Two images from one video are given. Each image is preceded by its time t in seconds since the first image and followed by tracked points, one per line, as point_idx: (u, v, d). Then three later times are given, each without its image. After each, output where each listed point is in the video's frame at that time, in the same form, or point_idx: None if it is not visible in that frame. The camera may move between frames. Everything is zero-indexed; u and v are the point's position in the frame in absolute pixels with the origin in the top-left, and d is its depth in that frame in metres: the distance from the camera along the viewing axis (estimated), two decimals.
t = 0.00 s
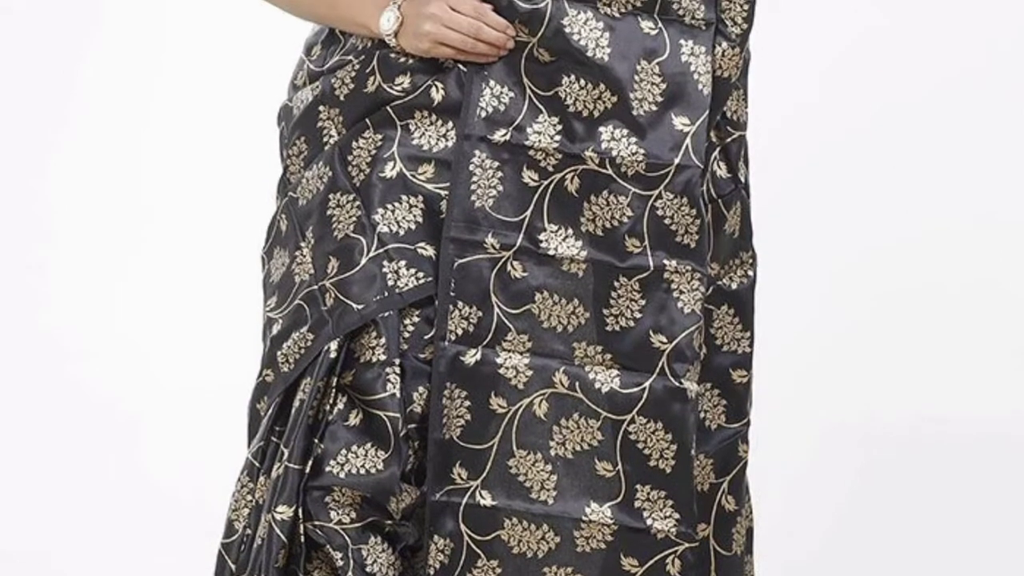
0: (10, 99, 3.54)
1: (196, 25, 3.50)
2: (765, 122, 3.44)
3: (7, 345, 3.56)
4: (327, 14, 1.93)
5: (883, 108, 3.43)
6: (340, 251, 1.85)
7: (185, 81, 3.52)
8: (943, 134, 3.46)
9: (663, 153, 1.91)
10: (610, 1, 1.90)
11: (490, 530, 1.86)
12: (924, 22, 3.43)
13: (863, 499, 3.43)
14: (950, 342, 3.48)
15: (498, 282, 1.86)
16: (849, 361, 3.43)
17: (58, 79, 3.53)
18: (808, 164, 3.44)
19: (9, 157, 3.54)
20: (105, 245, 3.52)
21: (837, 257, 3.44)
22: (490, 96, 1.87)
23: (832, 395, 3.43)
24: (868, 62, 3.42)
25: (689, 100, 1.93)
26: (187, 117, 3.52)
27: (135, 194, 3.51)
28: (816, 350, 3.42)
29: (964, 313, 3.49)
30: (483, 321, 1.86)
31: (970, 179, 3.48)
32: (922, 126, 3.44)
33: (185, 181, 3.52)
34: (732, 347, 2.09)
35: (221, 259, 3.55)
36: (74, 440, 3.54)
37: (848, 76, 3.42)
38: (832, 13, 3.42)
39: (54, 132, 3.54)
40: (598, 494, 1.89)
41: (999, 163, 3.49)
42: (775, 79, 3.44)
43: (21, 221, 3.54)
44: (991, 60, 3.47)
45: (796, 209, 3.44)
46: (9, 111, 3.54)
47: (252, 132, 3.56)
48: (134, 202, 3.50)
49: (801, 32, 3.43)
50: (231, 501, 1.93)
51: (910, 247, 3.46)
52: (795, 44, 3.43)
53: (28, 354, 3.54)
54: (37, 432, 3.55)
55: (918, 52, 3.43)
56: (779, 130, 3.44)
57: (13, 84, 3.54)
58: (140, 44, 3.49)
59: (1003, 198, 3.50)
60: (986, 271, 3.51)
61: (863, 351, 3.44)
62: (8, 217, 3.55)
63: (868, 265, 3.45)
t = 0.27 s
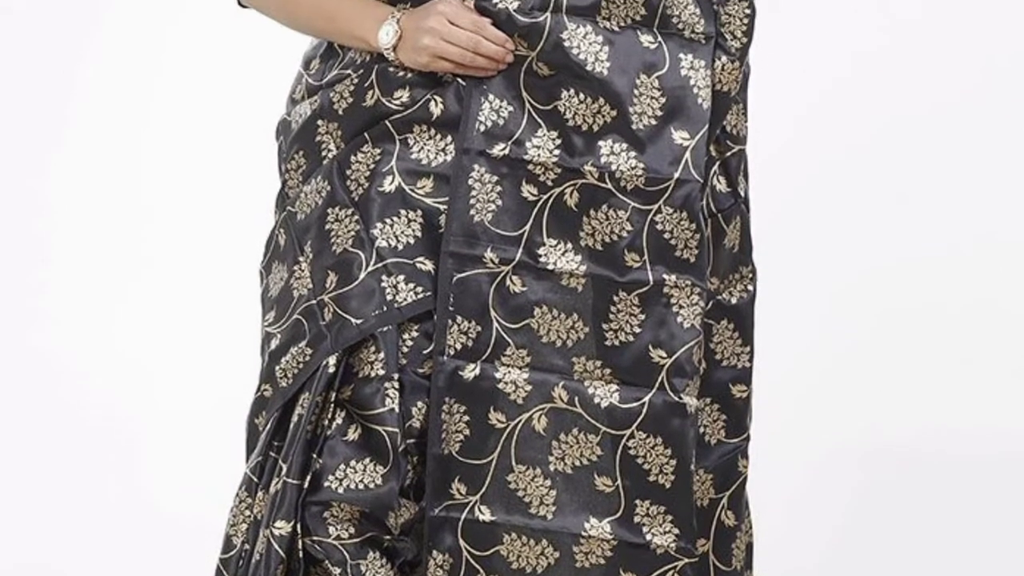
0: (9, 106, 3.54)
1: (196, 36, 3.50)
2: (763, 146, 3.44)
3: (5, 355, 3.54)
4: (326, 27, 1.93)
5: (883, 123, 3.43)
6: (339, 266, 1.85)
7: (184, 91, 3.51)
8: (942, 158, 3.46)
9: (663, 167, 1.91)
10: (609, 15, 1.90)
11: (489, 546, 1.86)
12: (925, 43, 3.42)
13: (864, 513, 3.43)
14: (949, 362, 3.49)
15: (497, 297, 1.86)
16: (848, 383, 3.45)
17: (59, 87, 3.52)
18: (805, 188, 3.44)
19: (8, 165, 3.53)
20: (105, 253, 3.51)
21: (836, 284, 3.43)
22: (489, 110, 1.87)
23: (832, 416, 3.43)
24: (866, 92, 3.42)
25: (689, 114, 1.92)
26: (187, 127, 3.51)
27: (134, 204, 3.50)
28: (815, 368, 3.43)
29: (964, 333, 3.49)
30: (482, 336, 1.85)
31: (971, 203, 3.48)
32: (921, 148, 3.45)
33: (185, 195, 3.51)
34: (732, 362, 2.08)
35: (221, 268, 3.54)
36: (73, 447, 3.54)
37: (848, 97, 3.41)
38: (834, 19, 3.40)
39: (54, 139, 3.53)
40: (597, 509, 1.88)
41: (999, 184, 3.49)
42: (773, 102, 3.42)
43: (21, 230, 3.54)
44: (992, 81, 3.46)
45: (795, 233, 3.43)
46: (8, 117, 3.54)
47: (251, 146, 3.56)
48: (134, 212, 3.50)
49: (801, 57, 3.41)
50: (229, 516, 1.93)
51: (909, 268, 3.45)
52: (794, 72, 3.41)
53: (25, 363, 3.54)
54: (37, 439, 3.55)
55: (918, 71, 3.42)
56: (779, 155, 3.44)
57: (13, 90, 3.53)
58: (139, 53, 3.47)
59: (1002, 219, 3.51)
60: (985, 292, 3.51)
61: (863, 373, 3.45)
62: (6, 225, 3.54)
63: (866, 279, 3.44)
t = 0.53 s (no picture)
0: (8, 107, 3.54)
1: (199, 44, 3.49)
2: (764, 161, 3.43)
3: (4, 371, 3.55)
4: (324, 41, 1.92)
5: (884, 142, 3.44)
6: (337, 280, 1.84)
7: (184, 98, 3.50)
8: (944, 179, 3.47)
9: (662, 182, 1.90)
10: (608, 29, 1.89)
11: (488, 561, 1.85)
12: (921, 58, 3.44)
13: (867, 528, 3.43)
14: (950, 381, 3.48)
15: (496, 311, 1.85)
16: (850, 398, 3.43)
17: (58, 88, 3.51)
18: (808, 205, 3.42)
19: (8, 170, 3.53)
20: (103, 268, 3.51)
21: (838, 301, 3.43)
22: (488, 124, 1.86)
23: (833, 431, 3.42)
24: (865, 112, 3.42)
25: (689, 128, 1.92)
26: (188, 133, 3.51)
27: (132, 210, 3.50)
28: (817, 382, 3.42)
29: (964, 350, 3.49)
30: (481, 351, 1.85)
31: (970, 221, 3.49)
32: (921, 167, 3.45)
33: (182, 211, 3.52)
34: (731, 377, 2.08)
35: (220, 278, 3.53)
36: (71, 453, 3.53)
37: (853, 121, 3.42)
38: (835, 21, 3.41)
39: (53, 139, 3.53)
40: (597, 524, 1.88)
41: (999, 201, 3.49)
42: (775, 117, 3.42)
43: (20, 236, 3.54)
44: (989, 100, 3.49)
45: (795, 252, 3.42)
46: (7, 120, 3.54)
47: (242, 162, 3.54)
48: (136, 208, 3.51)
49: (806, 58, 3.42)
50: (227, 531, 1.92)
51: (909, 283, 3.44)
52: (796, 83, 3.42)
53: (27, 368, 3.54)
54: (35, 446, 3.54)
55: (918, 91, 3.44)
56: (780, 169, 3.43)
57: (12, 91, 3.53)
58: (135, 75, 3.47)
59: (1002, 242, 3.51)
60: (986, 310, 3.51)
61: (864, 390, 3.44)
62: (5, 232, 3.54)
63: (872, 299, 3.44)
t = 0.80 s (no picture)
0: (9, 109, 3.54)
1: (200, 45, 3.48)
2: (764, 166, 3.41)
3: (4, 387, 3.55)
4: (322, 55, 1.92)
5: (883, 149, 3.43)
6: (336, 295, 1.84)
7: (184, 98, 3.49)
8: (946, 176, 3.46)
9: (661, 197, 1.90)
10: (608, 43, 1.89)
11: None
12: (920, 69, 3.43)
13: (864, 543, 3.42)
14: (952, 387, 3.49)
15: (495, 326, 1.84)
16: (850, 407, 3.44)
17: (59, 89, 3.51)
18: (807, 206, 3.42)
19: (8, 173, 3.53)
20: (101, 282, 3.51)
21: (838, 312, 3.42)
22: (487, 138, 1.86)
23: (833, 440, 3.42)
24: (866, 111, 3.42)
25: (689, 142, 1.92)
26: (187, 141, 3.50)
27: (133, 212, 3.50)
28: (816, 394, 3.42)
29: (965, 355, 3.50)
30: (480, 366, 1.84)
31: (971, 222, 3.49)
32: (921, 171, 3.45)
33: (180, 224, 3.51)
34: (731, 392, 2.07)
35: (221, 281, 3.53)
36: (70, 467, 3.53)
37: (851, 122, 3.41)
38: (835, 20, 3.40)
39: (54, 137, 3.52)
40: (596, 539, 1.87)
41: (998, 209, 3.50)
42: (776, 124, 3.41)
43: (20, 242, 3.54)
44: (990, 102, 3.48)
45: (794, 259, 3.42)
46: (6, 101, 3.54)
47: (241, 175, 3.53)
48: (134, 221, 3.50)
49: (806, 57, 3.41)
50: (226, 546, 1.92)
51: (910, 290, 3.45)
52: (796, 86, 3.40)
53: (27, 375, 3.54)
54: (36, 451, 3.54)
55: (918, 90, 3.44)
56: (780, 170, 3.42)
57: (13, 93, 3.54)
58: (133, 90, 3.47)
59: (1003, 244, 3.51)
60: (985, 320, 3.51)
61: (865, 395, 3.45)
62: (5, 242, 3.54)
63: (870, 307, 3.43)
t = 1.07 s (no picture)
0: (9, 109, 3.54)
1: (202, 55, 3.46)
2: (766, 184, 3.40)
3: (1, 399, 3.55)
4: (322, 69, 1.91)
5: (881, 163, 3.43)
6: (334, 310, 1.83)
7: (185, 110, 3.48)
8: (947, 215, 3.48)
9: (661, 211, 1.89)
10: (608, 57, 1.88)
11: None
12: (922, 82, 3.44)
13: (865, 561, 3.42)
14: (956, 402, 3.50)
15: (494, 341, 1.84)
16: (853, 431, 3.44)
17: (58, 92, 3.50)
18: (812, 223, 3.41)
19: (7, 178, 3.52)
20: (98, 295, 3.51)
21: (837, 334, 3.42)
22: (486, 152, 1.86)
23: (837, 456, 3.42)
24: (867, 134, 3.41)
25: (689, 157, 1.91)
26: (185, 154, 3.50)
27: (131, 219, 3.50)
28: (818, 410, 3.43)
29: (967, 382, 3.51)
30: (479, 381, 1.83)
31: (970, 248, 3.50)
32: (920, 197, 3.46)
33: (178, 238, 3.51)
34: (730, 407, 2.07)
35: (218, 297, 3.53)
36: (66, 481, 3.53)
37: (850, 136, 3.41)
38: (836, 20, 3.39)
39: (53, 141, 3.52)
40: (595, 555, 1.86)
41: (999, 225, 3.51)
42: (777, 143, 3.41)
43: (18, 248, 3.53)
44: (992, 117, 3.48)
45: (795, 287, 3.40)
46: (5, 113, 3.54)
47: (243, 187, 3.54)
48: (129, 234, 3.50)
49: (805, 80, 3.40)
50: (224, 562, 1.91)
51: (910, 319, 3.46)
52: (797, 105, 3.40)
53: (26, 383, 3.54)
54: (33, 459, 3.54)
55: (919, 117, 3.44)
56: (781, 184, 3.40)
57: (13, 93, 3.53)
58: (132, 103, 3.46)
59: (1002, 261, 3.53)
60: (985, 336, 3.52)
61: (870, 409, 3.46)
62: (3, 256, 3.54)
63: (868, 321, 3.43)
